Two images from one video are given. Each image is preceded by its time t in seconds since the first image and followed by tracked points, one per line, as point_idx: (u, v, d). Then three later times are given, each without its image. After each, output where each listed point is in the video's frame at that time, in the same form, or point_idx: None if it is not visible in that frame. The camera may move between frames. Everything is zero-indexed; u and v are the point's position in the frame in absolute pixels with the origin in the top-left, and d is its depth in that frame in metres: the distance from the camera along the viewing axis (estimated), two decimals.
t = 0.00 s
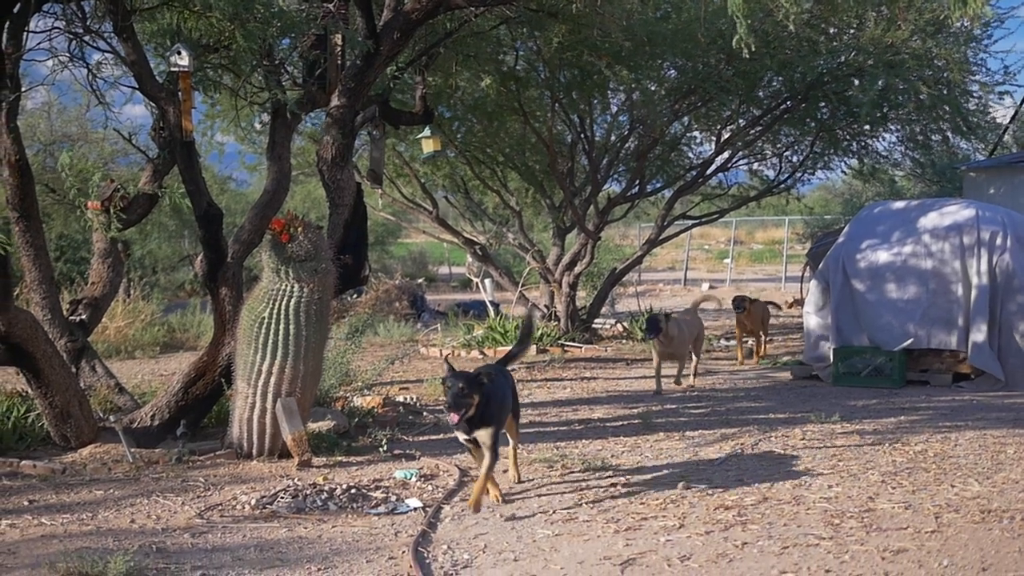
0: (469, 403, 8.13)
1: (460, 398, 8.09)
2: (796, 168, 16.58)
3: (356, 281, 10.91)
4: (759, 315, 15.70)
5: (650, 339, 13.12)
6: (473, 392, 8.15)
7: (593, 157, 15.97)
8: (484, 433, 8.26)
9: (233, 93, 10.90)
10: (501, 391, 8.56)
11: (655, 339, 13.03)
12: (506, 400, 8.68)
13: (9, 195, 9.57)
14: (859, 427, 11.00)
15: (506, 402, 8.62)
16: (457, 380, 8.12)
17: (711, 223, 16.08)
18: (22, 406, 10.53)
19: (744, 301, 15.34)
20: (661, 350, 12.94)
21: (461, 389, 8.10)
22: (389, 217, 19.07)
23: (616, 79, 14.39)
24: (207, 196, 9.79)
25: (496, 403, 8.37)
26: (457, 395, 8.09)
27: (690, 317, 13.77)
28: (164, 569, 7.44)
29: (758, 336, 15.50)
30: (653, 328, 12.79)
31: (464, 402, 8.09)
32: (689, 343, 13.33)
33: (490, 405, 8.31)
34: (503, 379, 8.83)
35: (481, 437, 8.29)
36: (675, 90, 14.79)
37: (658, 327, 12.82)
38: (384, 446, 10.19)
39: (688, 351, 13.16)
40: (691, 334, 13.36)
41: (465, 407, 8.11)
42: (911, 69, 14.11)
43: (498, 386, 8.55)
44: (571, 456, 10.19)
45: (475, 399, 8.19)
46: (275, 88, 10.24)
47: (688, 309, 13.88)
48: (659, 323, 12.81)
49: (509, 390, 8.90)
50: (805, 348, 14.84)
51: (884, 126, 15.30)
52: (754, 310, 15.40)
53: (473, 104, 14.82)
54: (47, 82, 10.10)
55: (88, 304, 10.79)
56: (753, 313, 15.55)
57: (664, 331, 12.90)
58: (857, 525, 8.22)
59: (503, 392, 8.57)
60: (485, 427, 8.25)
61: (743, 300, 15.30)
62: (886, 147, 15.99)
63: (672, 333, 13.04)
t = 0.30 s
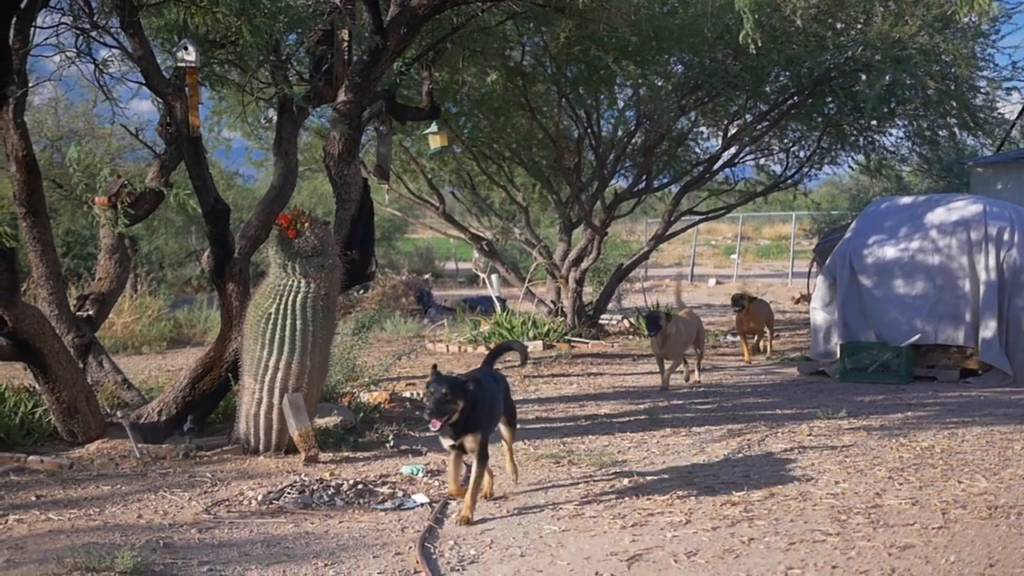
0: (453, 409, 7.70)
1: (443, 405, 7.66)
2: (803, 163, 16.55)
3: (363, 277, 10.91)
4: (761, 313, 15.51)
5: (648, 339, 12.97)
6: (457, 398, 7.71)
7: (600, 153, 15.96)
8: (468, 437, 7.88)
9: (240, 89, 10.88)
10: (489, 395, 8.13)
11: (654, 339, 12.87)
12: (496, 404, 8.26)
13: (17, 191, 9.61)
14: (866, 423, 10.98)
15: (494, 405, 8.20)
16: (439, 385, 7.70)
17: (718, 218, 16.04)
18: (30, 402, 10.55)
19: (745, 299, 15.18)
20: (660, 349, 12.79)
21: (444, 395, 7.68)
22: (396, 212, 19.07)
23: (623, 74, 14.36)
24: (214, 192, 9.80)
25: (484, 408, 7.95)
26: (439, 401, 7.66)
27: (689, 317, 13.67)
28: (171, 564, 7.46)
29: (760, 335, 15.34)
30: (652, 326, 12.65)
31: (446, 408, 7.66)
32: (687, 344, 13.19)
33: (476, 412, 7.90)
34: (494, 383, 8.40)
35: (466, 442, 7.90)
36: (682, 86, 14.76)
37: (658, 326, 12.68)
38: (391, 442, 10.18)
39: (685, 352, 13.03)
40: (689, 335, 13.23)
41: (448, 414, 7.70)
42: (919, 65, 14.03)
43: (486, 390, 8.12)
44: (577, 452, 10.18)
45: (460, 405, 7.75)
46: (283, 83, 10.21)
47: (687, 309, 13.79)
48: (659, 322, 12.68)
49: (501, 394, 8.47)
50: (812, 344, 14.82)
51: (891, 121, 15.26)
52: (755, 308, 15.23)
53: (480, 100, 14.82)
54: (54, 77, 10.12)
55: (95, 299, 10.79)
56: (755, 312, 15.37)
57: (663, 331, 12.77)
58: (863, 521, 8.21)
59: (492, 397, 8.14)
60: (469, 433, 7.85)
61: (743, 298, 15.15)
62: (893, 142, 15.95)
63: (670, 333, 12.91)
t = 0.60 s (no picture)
0: (431, 420, 7.20)
1: (421, 416, 7.17)
2: (809, 162, 16.53)
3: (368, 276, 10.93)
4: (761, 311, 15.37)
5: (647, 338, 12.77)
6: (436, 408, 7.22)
7: (606, 152, 15.94)
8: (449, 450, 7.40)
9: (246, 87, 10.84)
10: (473, 407, 7.64)
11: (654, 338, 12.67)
12: (482, 415, 7.77)
13: (24, 189, 9.63)
14: (873, 422, 10.97)
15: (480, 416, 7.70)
16: (416, 393, 7.22)
17: (724, 217, 16.03)
18: (37, 400, 10.56)
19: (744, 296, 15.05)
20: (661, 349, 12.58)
21: (422, 404, 7.20)
22: (402, 211, 19.07)
23: (630, 72, 14.35)
24: (220, 189, 9.80)
25: (468, 419, 7.47)
26: (416, 411, 7.17)
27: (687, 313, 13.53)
28: (178, 562, 7.47)
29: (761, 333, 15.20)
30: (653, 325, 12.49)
31: (424, 419, 7.17)
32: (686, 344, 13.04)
33: (459, 424, 7.40)
34: (480, 395, 7.91)
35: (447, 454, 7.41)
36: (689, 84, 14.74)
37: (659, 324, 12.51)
38: (397, 441, 10.18)
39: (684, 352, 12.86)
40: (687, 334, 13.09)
41: (426, 424, 7.18)
42: (926, 63, 13.98)
43: (469, 401, 7.62)
44: (584, 450, 10.18)
45: (439, 416, 7.26)
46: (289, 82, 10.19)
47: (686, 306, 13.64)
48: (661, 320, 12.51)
49: (486, 404, 7.99)
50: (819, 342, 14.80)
51: (898, 119, 15.23)
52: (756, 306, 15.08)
53: (486, 99, 14.80)
54: (61, 76, 10.11)
55: (102, 298, 10.79)
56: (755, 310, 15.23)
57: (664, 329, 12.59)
58: (870, 520, 8.21)
59: (476, 408, 7.65)
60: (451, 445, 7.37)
61: (743, 296, 15.02)
62: (899, 141, 15.92)
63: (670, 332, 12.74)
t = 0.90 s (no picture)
0: (409, 425, 6.85)
1: (397, 423, 6.82)
2: (818, 161, 16.50)
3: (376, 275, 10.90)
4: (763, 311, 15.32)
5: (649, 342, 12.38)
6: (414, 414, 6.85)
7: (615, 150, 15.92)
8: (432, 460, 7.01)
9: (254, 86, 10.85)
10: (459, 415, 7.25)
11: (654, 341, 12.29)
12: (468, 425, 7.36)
13: (34, 188, 9.65)
14: (882, 421, 10.95)
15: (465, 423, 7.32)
16: (393, 399, 6.88)
17: (733, 215, 16.00)
18: (46, 398, 10.58)
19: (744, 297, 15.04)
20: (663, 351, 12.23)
21: (398, 409, 6.85)
22: (410, 209, 19.07)
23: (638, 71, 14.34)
24: (228, 189, 9.77)
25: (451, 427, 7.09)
26: (392, 418, 6.82)
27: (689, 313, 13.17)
28: (187, 561, 7.48)
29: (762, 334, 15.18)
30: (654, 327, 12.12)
31: (401, 426, 6.82)
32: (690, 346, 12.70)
33: (441, 430, 7.04)
34: (467, 403, 7.52)
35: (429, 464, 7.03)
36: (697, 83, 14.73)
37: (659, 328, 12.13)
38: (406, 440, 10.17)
39: (684, 352, 12.46)
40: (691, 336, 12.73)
41: (403, 430, 6.83)
42: (935, 62, 13.95)
43: (453, 409, 7.22)
44: (593, 450, 10.17)
45: (418, 422, 6.90)
46: (297, 81, 10.21)
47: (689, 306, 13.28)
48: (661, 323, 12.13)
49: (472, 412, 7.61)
50: (828, 342, 14.80)
51: (907, 118, 15.19)
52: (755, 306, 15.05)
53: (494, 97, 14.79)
54: (70, 75, 10.12)
55: (111, 297, 10.80)
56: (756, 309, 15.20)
57: (666, 333, 12.20)
58: (879, 519, 8.19)
59: (461, 416, 7.27)
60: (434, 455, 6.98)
61: (744, 293, 15.06)
62: (908, 140, 15.89)
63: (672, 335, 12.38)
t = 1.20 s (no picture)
0: (389, 435, 6.60)
1: (377, 430, 6.56)
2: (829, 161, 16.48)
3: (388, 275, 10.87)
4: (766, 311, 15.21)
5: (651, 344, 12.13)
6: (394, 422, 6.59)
7: (625, 150, 15.90)
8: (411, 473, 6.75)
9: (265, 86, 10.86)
10: (442, 426, 6.98)
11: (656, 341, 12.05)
12: (452, 436, 7.09)
13: (46, 188, 9.68)
14: (893, 421, 10.94)
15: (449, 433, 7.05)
16: (373, 406, 6.61)
17: (744, 215, 15.98)
18: (58, 397, 10.61)
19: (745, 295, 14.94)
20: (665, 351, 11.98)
21: (378, 416, 6.58)
22: (421, 209, 19.09)
23: (649, 71, 14.35)
24: (239, 189, 9.76)
25: (433, 438, 6.83)
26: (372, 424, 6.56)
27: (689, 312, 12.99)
28: (198, 560, 7.49)
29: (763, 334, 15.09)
30: (654, 328, 11.89)
31: (381, 435, 6.56)
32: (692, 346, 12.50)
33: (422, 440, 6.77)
34: (454, 413, 7.24)
35: (407, 477, 6.78)
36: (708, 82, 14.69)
37: (660, 326, 11.90)
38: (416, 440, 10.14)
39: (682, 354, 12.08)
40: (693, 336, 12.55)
41: (382, 439, 6.58)
42: (947, 61, 13.93)
43: (436, 419, 6.95)
44: (604, 449, 10.16)
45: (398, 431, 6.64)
46: (308, 81, 10.25)
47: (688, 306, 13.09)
48: (662, 322, 11.89)
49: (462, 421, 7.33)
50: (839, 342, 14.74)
51: (919, 117, 15.15)
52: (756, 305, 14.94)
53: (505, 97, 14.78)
54: (82, 75, 10.14)
55: (123, 296, 10.81)
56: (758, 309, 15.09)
57: (668, 333, 11.96)
58: (891, 519, 8.18)
59: (445, 427, 7.00)
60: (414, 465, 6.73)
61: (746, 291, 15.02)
62: (920, 139, 15.85)
63: (675, 336, 12.14)
